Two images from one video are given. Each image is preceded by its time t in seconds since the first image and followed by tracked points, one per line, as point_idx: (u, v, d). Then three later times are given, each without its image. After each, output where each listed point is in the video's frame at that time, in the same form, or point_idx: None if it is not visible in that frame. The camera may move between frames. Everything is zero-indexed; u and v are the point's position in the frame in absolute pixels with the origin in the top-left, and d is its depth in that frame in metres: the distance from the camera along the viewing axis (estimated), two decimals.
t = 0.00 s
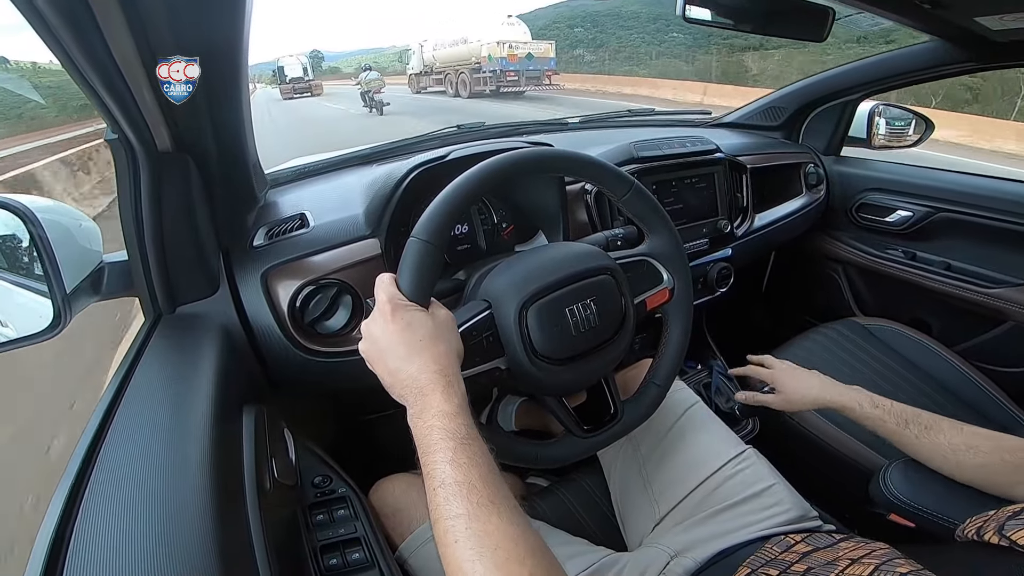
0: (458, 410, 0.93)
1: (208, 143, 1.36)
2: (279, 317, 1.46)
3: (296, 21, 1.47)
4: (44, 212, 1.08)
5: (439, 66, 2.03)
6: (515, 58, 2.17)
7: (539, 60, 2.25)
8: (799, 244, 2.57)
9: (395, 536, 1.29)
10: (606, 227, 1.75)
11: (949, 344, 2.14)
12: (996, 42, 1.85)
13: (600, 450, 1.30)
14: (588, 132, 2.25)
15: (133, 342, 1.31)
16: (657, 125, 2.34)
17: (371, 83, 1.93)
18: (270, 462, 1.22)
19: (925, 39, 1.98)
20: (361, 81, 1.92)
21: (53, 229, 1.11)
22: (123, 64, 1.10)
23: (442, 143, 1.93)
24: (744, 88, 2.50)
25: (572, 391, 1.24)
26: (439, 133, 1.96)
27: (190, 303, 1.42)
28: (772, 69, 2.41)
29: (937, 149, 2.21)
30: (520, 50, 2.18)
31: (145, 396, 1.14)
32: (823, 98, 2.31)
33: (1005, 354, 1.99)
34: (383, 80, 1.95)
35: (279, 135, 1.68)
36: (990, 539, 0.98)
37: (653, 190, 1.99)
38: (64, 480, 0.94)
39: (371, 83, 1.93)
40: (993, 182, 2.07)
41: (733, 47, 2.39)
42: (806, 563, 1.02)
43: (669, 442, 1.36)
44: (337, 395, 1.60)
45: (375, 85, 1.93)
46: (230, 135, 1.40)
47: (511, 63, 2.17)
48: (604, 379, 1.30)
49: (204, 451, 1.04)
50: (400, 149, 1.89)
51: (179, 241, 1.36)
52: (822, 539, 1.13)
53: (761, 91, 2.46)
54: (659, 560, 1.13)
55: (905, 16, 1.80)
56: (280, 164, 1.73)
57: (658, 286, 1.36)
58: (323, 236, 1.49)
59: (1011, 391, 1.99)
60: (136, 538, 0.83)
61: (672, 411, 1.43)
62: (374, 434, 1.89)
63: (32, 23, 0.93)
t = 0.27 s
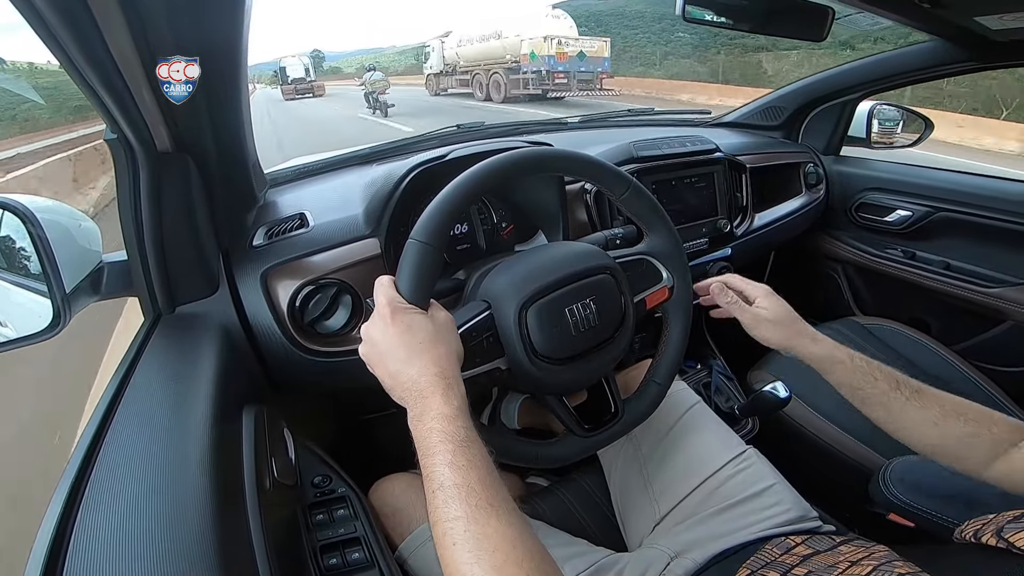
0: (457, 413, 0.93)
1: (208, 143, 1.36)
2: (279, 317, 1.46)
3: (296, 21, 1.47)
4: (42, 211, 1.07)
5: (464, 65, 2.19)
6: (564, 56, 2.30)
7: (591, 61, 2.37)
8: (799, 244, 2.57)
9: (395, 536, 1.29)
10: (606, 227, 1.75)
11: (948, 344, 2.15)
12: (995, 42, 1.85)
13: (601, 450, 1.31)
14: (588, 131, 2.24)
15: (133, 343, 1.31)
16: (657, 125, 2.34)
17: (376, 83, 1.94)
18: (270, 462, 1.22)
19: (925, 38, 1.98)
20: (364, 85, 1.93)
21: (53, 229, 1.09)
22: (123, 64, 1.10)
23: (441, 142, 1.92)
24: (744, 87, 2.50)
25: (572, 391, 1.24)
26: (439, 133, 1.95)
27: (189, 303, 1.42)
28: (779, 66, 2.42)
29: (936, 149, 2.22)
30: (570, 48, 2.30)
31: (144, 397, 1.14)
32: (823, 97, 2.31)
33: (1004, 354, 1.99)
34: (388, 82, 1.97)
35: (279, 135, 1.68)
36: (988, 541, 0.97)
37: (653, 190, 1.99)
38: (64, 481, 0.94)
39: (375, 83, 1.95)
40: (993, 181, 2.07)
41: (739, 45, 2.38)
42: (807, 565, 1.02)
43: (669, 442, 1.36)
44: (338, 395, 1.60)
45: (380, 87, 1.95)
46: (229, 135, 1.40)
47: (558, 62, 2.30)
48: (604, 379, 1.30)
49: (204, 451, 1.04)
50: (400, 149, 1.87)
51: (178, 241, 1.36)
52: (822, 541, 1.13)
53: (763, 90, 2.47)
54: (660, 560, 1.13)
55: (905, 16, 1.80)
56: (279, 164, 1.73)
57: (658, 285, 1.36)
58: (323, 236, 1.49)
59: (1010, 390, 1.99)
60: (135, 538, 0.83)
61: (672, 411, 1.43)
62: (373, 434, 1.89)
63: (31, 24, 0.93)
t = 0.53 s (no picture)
0: (459, 415, 0.93)
1: (207, 143, 1.35)
2: (279, 318, 1.46)
3: (296, 21, 1.47)
4: (41, 211, 1.07)
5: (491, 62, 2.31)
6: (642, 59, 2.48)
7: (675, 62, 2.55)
8: (798, 244, 2.58)
9: (394, 536, 1.29)
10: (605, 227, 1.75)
11: (948, 344, 2.15)
12: (993, 42, 1.85)
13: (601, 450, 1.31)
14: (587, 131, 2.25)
15: (132, 343, 1.30)
16: (656, 125, 2.34)
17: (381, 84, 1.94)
18: (269, 462, 1.22)
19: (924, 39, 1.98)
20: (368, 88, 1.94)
21: (52, 229, 1.08)
22: (122, 64, 1.10)
23: (440, 143, 1.91)
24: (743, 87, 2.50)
25: (572, 391, 1.24)
26: (438, 134, 1.95)
27: (189, 303, 1.42)
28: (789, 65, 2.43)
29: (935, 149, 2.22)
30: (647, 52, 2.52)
31: (143, 398, 1.14)
32: (822, 98, 2.31)
33: (1004, 353, 1.99)
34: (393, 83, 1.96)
35: (279, 135, 1.70)
36: (991, 540, 0.95)
37: (652, 190, 2.00)
38: (63, 481, 0.94)
39: (381, 84, 1.94)
40: (992, 181, 2.08)
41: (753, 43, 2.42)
42: (808, 565, 1.02)
43: (669, 442, 1.36)
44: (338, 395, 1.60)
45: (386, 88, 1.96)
46: (229, 135, 1.40)
47: (634, 62, 2.46)
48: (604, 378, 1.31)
49: (204, 453, 1.04)
50: (400, 149, 1.87)
51: (178, 241, 1.36)
52: (823, 540, 1.13)
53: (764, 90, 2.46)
54: (662, 560, 1.13)
55: (903, 17, 1.81)
56: (278, 165, 1.74)
57: (658, 285, 1.36)
58: (323, 236, 1.49)
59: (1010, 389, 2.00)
60: (136, 539, 0.83)
61: (672, 411, 1.43)
62: (372, 434, 1.89)
63: (31, 24, 0.93)
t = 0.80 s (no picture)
0: (459, 417, 0.93)
1: (207, 143, 1.35)
2: (279, 318, 1.46)
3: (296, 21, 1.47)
4: (42, 212, 1.06)
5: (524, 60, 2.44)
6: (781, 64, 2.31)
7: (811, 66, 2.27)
8: (798, 243, 2.58)
9: (394, 536, 1.29)
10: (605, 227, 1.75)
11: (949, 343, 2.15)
12: (993, 42, 1.85)
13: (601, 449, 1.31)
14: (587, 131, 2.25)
15: (133, 344, 1.30)
16: (656, 125, 2.34)
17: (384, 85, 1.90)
18: (270, 463, 1.22)
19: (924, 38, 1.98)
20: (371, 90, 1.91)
21: (53, 230, 1.08)
22: (121, 63, 1.10)
23: (440, 143, 1.93)
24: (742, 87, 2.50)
25: (572, 391, 1.24)
26: (439, 133, 1.96)
27: (189, 304, 1.42)
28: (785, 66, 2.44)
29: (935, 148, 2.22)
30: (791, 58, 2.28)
31: (144, 399, 1.14)
32: (822, 97, 2.31)
33: (1004, 353, 1.99)
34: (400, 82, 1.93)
35: (279, 135, 1.70)
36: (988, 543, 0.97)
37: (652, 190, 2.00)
38: (64, 481, 0.93)
39: (386, 84, 1.91)
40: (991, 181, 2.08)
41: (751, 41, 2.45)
42: (808, 566, 1.02)
43: (670, 442, 1.36)
44: (339, 395, 1.60)
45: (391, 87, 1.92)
46: (229, 136, 1.40)
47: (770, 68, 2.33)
48: (604, 378, 1.31)
49: (205, 454, 1.04)
50: (399, 149, 1.90)
51: (178, 241, 1.35)
52: (823, 541, 1.12)
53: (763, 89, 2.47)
54: (662, 561, 1.13)
55: (904, 17, 1.80)
56: (279, 165, 1.74)
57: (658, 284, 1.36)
58: (324, 236, 1.49)
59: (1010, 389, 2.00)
60: (137, 539, 0.83)
61: (672, 411, 1.43)
62: (372, 435, 1.89)
63: (30, 24, 0.93)
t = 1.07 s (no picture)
0: (464, 416, 0.93)
1: (208, 145, 1.35)
2: (282, 320, 1.46)
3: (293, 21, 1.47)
4: (45, 215, 1.06)
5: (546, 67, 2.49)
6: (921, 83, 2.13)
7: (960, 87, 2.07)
8: (801, 240, 2.58)
9: (400, 536, 1.29)
10: (606, 224, 1.75)
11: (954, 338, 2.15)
12: (994, 36, 1.84)
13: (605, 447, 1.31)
14: (588, 129, 2.25)
15: (137, 346, 1.30)
16: (656, 122, 2.34)
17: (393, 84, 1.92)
18: (275, 463, 1.22)
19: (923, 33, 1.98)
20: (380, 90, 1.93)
21: (56, 234, 1.08)
22: (121, 64, 1.10)
23: (441, 142, 1.93)
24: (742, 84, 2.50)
25: (575, 389, 1.24)
26: (440, 133, 1.96)
27: (192, 305, 1.42)
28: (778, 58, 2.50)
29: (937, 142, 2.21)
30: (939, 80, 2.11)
31: (149, 401, 1.14)
32: (822, 93, 2.31)
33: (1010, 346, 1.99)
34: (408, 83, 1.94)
35: (279, 136, 1.70)
36: (998, 538, 0.95)
37: (653, 188, 2.00)
38: (69, 485, 0.94)
39: (394, 84, 1.92)
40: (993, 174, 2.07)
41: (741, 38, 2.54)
42: (814, 563, 1.02)
43: (674, 439, 1.36)
44: (343, 395, 1.60)
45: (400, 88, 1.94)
46: (229, 137, 1.39)
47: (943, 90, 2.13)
48: (607, 376, 1.31)
49: (210, 454, 1.04)
50: (398, 149, 1.90)
51: (181, 243, 1.35)
52: (830, 538, 1.12)
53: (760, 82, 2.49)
54: (667, 559, 1.12)
55: (903, 12, 1.80)
56: (280, 166, 1.74)
57: (660, 281, 1.36)
58: (325, 237, 1.49)
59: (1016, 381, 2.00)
60: (142, 540, 0.84)
61: (676, 408, 1.43)
62: (377, 434, 1.89)
63: (27, 25, 0.92)
